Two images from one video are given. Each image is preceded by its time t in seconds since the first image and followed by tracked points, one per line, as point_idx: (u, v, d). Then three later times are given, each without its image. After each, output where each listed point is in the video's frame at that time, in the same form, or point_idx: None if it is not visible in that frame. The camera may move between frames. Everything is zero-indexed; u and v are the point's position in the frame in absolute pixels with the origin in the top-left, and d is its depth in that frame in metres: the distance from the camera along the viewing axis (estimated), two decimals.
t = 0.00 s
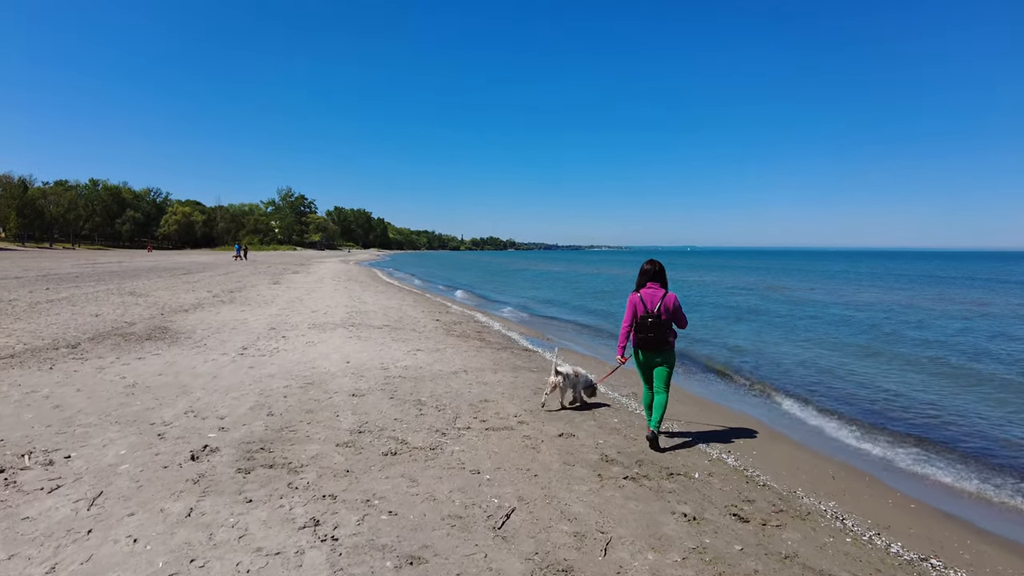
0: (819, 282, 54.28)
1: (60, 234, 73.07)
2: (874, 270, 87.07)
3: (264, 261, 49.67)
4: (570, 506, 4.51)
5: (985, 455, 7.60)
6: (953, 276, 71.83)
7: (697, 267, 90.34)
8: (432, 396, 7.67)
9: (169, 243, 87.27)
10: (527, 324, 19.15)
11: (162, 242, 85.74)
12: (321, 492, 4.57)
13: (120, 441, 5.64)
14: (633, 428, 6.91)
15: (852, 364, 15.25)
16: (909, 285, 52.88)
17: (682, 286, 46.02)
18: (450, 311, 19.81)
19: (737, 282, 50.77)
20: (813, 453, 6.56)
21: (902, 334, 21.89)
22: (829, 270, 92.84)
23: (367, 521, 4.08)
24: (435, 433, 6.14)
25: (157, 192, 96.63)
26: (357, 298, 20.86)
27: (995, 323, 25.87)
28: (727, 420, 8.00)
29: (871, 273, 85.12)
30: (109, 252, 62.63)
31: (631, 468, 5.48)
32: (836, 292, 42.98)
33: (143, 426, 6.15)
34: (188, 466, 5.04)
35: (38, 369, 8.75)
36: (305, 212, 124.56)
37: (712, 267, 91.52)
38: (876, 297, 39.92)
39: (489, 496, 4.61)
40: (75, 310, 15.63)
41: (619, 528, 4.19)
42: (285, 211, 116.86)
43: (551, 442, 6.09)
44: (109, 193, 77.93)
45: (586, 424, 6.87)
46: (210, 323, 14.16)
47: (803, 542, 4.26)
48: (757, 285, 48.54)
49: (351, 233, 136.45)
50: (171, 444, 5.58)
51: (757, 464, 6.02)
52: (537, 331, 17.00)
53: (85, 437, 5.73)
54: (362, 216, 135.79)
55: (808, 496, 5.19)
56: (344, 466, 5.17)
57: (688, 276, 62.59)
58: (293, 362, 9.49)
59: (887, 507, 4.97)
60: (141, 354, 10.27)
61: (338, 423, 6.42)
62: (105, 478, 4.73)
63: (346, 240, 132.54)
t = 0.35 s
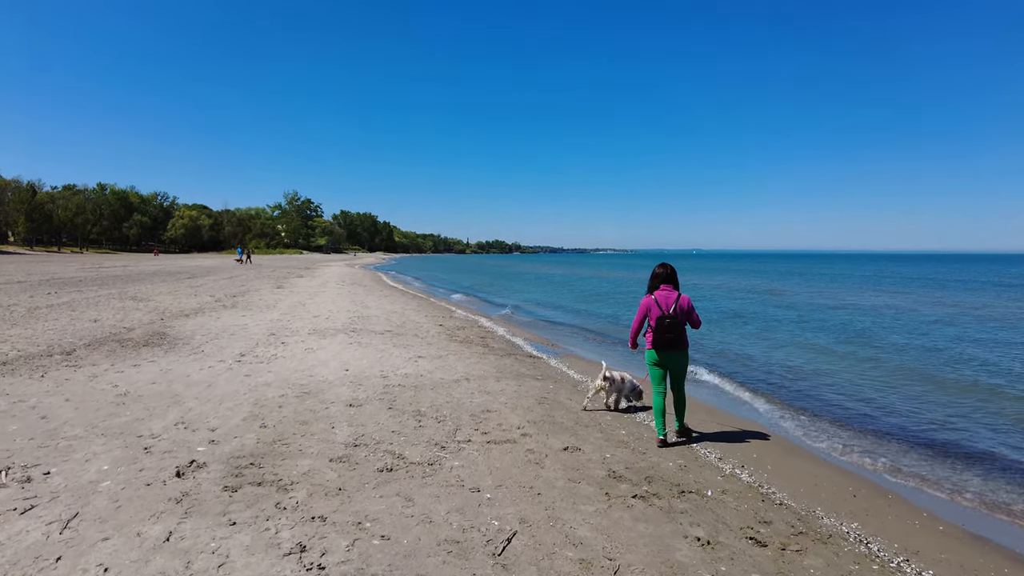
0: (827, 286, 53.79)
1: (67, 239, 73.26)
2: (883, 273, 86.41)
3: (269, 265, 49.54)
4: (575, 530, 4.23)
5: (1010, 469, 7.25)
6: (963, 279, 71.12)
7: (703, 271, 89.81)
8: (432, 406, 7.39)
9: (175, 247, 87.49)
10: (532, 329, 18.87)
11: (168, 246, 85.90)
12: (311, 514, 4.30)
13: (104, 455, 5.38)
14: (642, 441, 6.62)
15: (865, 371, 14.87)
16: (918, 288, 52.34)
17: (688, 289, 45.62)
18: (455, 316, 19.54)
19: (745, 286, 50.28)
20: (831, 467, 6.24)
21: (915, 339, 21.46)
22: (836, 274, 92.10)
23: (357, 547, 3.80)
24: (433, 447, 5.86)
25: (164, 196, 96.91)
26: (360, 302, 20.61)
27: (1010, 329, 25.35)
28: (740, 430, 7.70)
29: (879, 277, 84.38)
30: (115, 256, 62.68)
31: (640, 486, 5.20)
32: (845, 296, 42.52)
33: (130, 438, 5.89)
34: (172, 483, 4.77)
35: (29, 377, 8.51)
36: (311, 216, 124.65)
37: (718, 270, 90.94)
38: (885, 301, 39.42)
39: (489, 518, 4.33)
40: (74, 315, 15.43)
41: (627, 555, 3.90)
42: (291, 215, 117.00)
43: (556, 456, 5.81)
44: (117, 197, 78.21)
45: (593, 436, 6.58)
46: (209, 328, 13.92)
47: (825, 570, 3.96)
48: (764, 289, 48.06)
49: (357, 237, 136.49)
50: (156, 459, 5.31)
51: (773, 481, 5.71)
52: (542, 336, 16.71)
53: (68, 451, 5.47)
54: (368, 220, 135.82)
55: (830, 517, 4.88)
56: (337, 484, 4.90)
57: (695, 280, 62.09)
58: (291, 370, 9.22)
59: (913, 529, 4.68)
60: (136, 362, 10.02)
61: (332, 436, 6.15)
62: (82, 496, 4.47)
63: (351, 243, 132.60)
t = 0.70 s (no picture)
0: (831, 287, 53.46)
1: (68, 240, 73.07)
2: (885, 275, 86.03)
3: (270, 266, 49.32)
4: (587, 545, 3.98)
5: None
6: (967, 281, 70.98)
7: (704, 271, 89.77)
8: (434, 410, 7.16)
9: (176, 248, 87.36)
10: (535, 330, 18.62)
11: (170, 247, 85.87)
12: (307, 528, 4.05)
13: (91, 463, 5.13)
14: (652, 448, 6.38)
15: (873, 374, 14.63)
16: (922, 290, 52.04)
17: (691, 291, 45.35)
18: (456, 317, 19.30)
19: (746, 288, 50.15)
20: (849, 475, 5.98)
21: (921, 342, 21.21)
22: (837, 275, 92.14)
23: (355, 566, 3.55)
24: (435, 455, 5.62)
25: (164, 198, 96.79)
26: (360, 304, 20.36)
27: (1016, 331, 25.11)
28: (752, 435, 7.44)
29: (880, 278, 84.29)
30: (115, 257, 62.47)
31: (653, 497, 4.95)
32: (848, 297, 42.21)
33: (119, 445, 5.63)
34: (160, 494, 4.52)
35: (20, 380, 8.27)
36: (312, 218, 124.45)
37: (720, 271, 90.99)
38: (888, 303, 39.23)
39: (495, 533, 4.09)
40: (69, 316, 15.17)
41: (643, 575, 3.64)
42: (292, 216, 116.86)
43: (563, 465, 5.56)
44: (118, 198, 78.13)
45: (601, 443, 6.34)
46: (206, 330, 13.66)
47: None
48: (766, 290, 47.89)
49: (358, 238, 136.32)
50: (145, 468, 5.06)
51: (791, 490, 5.45)
52: (544, 338, 16.46)
53: (53, 459, 5.22)
54: (369, 221, 135.81)
55: (854, 530, 4.62)
56: (333, 495, 4.66)
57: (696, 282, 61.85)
58: (289, 372, 8.99)
59: (944, 545, 4.41)
60: (131, 364, 9.77)
61: (330, 443, 5.90)
62: (63, 509, 4.21)
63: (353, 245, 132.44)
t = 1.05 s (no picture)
0: (833, 290, 53.22)
1: (67, 240, 72.76)
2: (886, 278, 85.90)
3: (270, 266, 49.06)
4: (606, 566, 3.75)
5: None
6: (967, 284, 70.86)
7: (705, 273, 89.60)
8: (439, 417, 6.93)
9: (175, 248, 87.08)
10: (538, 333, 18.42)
11: (169, 247, 85.60)
12: (309, 547, 3.82)
13: (82, 474, 4.89)
14: (666, 458, 6.15)
15: (882, 378, 14.41)
16: (925, 293, 51.83)
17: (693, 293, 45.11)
18: (458, 319, 19.07)
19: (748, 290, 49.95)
20: (871, 487, 5.78)
21: (928, 345, 20.99)
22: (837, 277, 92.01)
23: None
24: (442, 466, 5.40)
25: (163, 198, 96.47)
26: (361, 305, 20.12)
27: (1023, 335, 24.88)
28: (766, 444, 7.25)
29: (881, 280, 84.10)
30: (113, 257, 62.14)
31: (672, 512, 4.72)
32: (851, 300, 41.96)
33: (112, 455, 5.40)
34: (154, 508, 4.28)
35: (12, 384, 8.03)
36: (311, 218, 124.13)
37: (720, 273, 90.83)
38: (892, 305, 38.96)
39: (509, 553, 3.86)
40: (66, 318, 14.90)
41: None
42: (292, 216, 116.52)
43: (576, 476, 5.33)
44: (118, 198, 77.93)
45: (613, 452, 6.11)
46: (204, 332, 13.41)
47: None
48: (769, 292, 47.64)
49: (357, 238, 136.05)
50: (139, 480, 4.82)
51: (814, 503, 5.24)
52: (548, 341, 16.24)
53: (42, 470, 4.98)
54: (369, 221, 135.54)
55: (884, 548, 4.41)
56: (337, 510, 4.43)
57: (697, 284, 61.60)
58: (290, 377, 8.76)
59: (979, 564, 4.21)
60: (127, 367, 9.54)
61: (332, 452, 5.66)
62: (50, 525, 3.96)
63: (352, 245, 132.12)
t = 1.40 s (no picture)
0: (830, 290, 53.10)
1: (62, 240, 72.26)
2: (886, 280, 85.91)
3: (266, 267, 48.73)
4: None
5: None
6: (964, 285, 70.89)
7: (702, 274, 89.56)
8: (440, 423, 6.71)
9: (171, 248, 86.65)
10: (537, 334, 18.21)
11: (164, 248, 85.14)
12: (305, 565, 3.58)
13: (65, 485, 4.64)
14: (676, 466, 5.94)
15: (885, 381, 14.24)
16: (922, 295, 51.78)
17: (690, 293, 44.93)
18: (456, 320, 18.85)
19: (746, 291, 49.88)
20: (889, 495, 5.57)
21: (930, 347, 20.84)
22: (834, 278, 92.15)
23: None
24: (444, 475, 5.17)
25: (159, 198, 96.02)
26: (358, 306, 19.87)
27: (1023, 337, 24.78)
28: (776, 450, 7.04)
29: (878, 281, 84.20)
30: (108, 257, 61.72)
31: (686, 525, 4.51)
32: (849, 301, 41.86)
33: (98, 464, 5.15)
34: (140, 523, 4.03)
35: None
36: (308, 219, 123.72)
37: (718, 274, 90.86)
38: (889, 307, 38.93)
39: (518, 571, 3.63)
40: (56, 319, 14.61)
41: None
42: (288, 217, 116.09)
43: (584, 486, 5.11)
44: (113, 198, 77.63)
45: (621, 460, 5.89)
46: (198, 334, 13.14)
47: None
48: (766, 293, 47.59)
49: (354, 239, 135.54)
50: (125, 491, 4.57)
51: (831, 512, 5.03)
52: (547, 343, 16.03)
53: (23, 481, 4.72)
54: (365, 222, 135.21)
55: (909, 561, 4.20)
56: (334, 524, 4.19)
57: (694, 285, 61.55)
58: (285, 380, 8.52)
59: None
60: (118, 371, 9.28)
61: (329, 461, 5.43)
62: (27, 542, 3.71)
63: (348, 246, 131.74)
